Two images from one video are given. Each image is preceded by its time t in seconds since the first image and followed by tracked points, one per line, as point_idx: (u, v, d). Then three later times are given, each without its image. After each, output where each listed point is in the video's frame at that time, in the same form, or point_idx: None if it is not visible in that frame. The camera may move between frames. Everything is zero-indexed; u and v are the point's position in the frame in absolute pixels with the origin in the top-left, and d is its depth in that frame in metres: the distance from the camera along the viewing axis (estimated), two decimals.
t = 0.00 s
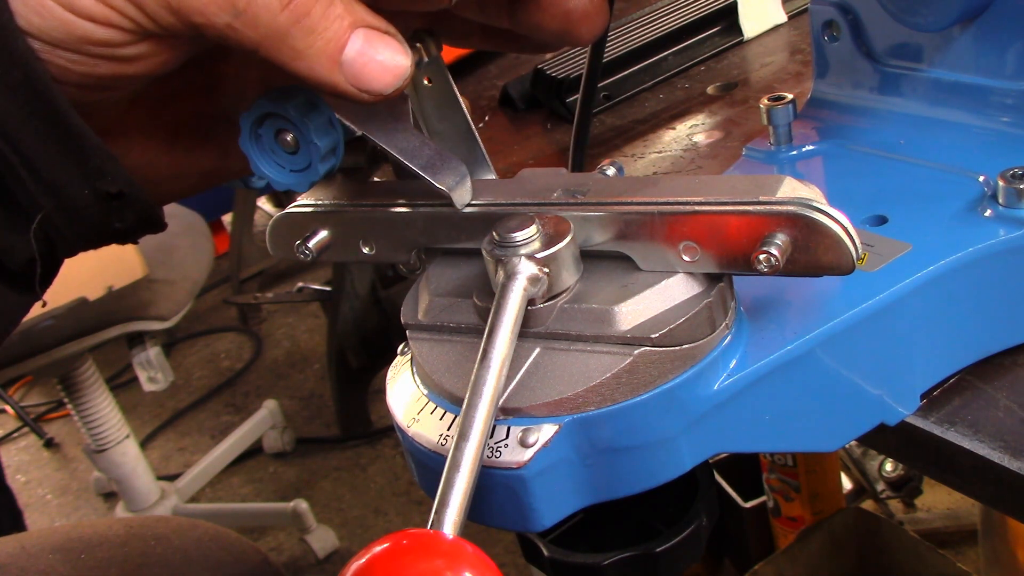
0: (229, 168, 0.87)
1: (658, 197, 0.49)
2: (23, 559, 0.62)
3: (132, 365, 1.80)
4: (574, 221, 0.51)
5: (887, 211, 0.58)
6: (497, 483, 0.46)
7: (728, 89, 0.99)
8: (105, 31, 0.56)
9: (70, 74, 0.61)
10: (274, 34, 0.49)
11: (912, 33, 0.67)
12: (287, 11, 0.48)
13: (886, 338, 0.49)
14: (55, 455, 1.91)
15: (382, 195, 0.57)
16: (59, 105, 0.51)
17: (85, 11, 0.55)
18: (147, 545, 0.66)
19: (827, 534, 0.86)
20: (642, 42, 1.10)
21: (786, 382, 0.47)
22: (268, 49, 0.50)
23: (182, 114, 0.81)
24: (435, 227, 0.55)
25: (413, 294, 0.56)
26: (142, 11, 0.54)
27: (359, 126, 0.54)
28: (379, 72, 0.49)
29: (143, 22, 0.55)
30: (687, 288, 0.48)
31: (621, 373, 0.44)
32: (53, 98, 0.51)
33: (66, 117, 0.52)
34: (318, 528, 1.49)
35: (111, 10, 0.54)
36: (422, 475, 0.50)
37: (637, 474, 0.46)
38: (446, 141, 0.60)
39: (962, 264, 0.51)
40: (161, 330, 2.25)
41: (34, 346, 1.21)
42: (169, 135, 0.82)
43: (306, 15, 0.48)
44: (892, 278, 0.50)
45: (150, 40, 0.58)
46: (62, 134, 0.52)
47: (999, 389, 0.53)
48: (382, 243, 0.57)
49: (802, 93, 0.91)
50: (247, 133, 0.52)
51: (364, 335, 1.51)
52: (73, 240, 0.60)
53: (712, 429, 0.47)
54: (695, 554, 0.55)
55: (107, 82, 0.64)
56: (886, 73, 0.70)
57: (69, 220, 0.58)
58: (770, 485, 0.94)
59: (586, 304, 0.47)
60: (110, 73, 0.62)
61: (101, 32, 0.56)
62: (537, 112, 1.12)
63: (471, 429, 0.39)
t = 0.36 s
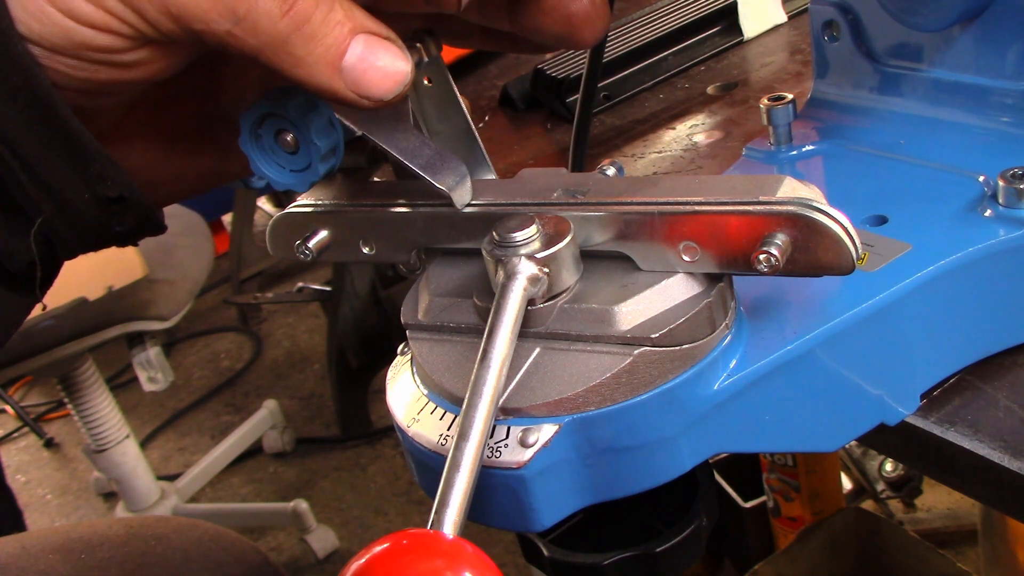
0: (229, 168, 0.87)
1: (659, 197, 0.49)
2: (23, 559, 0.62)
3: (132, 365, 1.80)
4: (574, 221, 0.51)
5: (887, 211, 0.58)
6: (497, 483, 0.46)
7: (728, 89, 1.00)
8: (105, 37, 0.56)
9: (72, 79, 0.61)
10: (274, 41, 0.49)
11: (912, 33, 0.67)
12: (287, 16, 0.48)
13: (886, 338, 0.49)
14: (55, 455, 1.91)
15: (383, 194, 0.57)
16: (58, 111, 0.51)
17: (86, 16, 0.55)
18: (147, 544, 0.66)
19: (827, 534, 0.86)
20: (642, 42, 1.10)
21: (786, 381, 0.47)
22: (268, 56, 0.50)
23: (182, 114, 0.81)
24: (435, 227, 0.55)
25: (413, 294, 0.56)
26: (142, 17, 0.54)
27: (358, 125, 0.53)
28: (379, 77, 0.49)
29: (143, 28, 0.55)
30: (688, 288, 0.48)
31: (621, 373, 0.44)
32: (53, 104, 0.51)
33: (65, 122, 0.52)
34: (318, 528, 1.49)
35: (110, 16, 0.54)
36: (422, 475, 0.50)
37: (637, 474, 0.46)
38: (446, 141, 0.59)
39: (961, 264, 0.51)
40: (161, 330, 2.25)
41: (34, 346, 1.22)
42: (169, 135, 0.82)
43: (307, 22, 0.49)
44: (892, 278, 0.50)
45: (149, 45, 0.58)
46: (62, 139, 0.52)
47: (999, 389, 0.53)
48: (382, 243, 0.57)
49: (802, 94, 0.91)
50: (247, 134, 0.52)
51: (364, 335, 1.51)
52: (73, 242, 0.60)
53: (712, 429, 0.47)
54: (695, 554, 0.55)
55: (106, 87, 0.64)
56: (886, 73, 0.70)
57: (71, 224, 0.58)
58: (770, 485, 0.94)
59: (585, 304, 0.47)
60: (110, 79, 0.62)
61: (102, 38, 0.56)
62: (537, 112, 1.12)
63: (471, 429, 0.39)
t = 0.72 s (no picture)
0: (230, 167, 0.87)
1: (659, 197, 0.49)
2: (23, 559, 0.62)
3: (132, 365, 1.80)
4: (574, 221, 0.51)
5: (887, 211, 0.58)
6: (497, 483, 0.46)
7: (728, 89, 1.00)
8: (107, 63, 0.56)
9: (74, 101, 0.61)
10: (283, 71, 0.48)
11: (913, 33, 0.67)
12: (294, 46, 0.48)
13: (886, 338, 0.49)
14: (55, 455, 1.91)
15: (382, 194, 0.57)
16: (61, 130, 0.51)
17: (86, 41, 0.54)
18: (147, 544, 0.66)
19: (827, 534, 0.86)
20: (642, 42, 1.10)
21: (786, 381, 0.47)
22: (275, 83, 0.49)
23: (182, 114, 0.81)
24: (435, 227, 0.55)
25: (413, 294, 0.56)
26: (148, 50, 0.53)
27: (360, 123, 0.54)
28: (387, 102, 0.49)
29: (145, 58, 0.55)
30: (688, 288, 0.48)
31: (621, 373, 0.44)
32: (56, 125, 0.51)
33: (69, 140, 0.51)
34: (318, 528, 1.49)
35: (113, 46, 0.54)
36: (422, 475, 0.50)
37: (637, 473, 0.46)
38: (446, 141, 0.59)
39: (962, 264, 0.51)
40: (161, 330, 2.25)
41: (34, 346, 1.21)
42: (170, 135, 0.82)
43: (314, 51, 0.48)
44: (892, 278, 0.50)
45: (149, 74, 0.58)
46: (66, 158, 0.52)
47: (999, 389, 0.53)
48: (382, 243, 0.57)
49: (802, 93, 0.91)
50: (246, 133, 0.51)
51: (364, 334, 1.51)
52: (72, 244, 0.60)
53: (713, 429, 0.47)
54: (695, 555, 0.55)
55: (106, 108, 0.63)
56: (886, 73, 0.70)
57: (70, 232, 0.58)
58: (771, 485, 0.94)
59: (585, 304, 0.47)
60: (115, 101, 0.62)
61: (103, 64, 0.56)
62: (537, 112, 1.12)
63: (471, 429, 0.39)
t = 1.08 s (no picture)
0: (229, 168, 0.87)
1: (659, 196, 0.49)
2: (24, 559, 0.62)
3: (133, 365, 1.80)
4: (574, 221, 0.51)
5: (887, 211, 0.58)
6: (497, 483, 0.46)
7: (728, 89, 1.00)
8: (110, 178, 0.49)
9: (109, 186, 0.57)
10: (324, 182, 0.48)
11: (913, 33, 0.67)
12: (339, 165, 0.47)
13: (886, 338, 0.49)
14: (55, 455, 1.91)
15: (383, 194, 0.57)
16: (99, 216, 0.47)
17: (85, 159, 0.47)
18: (148, 545, 0.66)
19: (827, 534, 0.86)
20: (642, 42, 1.10)
21: (786, 381, 0.47)
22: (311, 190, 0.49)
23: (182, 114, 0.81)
24: (435, 226, 0.55)
25: (413, 294, 0.56)
26: (168, 162, 0.49)
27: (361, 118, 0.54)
28: (419, 205, 0.50)
29: (161, 171, 0.50)
30: (688, 287, 0.48)
31: (621, 373, 0.44)
32: (94, 213, 0.47)
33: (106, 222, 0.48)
34: (318, 528, 1.49)
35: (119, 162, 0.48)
36: (422, 475, 0.50)
37: (637, 474, 0.46)
38: (445, 142, 0.60)
39: (962, 264, 0.51)
40: (161, 330, 2.25)
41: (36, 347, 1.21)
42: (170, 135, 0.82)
43: (358, 167, 0.48)
44: (892, 278, 0.50)
45: (159, 188, 0.52)
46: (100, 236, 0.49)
47: (999, 389, 0.53)
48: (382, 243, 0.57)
49: (802, 93, 0.91)
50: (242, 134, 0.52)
51: (364, 334, 1.51)
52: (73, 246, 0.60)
53: (713, 429, 0.47)
54: (695, 555, 0.55)
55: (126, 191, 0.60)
56: (885, 73, 0.70)
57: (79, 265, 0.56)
58: (771, 485, 0.94)
59: (585, 304, 0.47)
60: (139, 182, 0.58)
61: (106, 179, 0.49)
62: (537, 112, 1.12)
63: (471, 430, 0.39)
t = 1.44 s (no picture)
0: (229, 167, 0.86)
1: (659, 196, 0.49)
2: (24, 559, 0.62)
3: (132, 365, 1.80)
4: (575, 221, 0.51)
5: (887, 211, 0.58)
6: (497, 483, 0.46)
7: (728, 89, 1.00)
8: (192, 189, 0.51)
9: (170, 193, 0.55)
10: (404, 180, 0.51)
11: (913, 33, 0.67)
12: (417, 162, 0.50)
13: (886, 338, 0.49)
14: (55, 455, 1.91)
15: (382, 195, 0.57)
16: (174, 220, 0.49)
17: (165, 168, 0.48)
18: (149, 545, 0.65)
19: (827, 534, 0.86)
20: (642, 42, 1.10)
21: (787, 381, 0.47)
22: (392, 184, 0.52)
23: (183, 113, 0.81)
24: (435, 227, 0.55)
25: (414, 294, 0.56)
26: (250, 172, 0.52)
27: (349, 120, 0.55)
28: (493, 179, 0.52)
29: (238, 178, 0.52)
30: (688, 287, 0.48)
31: (621, 373, 0.44)
32: (170, 218, 0.48)
33: (179, 224, 0.49)
34: (318, 528, 1.49)
35: (204, 173, 0.50)
36: (423, 475, 0.50)
37: (637, 473, 0.46)
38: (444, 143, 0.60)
39: (962, 264, 0.51)
40: (161, 330, 2.25)
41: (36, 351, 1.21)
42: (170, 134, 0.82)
43: (435, 162, 0.50)
44: (892, 278, 0.50)
45: (231, 191, 0.54)
46: (168, 236, 0.50)
47: (999, 389, 0.53)
48: (382, 244, 0.58)
49: (803, 94, 0.91)
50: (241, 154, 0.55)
51: (363, 334, 1.52)
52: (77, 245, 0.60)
53: (713, 428, 0.47)
54: (695, 555, 0.55)
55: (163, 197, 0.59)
56: (885, 73, 0.70)
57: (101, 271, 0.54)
58: (770, 485, 0.94)
59: (585, 304, 0.47)
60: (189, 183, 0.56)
61: (185, 188, 0.51)
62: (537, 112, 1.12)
63: (471, 430, 0.39)
